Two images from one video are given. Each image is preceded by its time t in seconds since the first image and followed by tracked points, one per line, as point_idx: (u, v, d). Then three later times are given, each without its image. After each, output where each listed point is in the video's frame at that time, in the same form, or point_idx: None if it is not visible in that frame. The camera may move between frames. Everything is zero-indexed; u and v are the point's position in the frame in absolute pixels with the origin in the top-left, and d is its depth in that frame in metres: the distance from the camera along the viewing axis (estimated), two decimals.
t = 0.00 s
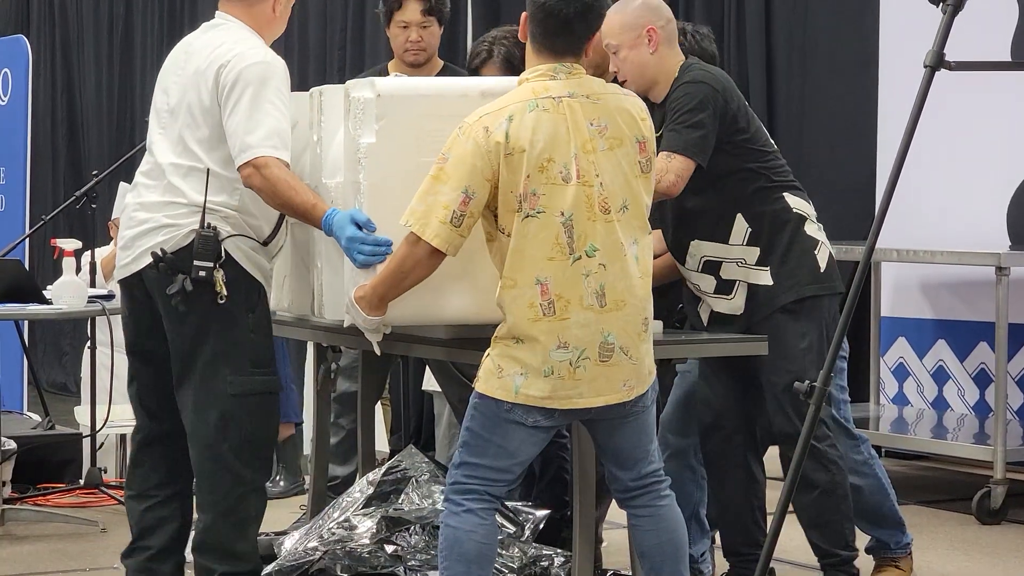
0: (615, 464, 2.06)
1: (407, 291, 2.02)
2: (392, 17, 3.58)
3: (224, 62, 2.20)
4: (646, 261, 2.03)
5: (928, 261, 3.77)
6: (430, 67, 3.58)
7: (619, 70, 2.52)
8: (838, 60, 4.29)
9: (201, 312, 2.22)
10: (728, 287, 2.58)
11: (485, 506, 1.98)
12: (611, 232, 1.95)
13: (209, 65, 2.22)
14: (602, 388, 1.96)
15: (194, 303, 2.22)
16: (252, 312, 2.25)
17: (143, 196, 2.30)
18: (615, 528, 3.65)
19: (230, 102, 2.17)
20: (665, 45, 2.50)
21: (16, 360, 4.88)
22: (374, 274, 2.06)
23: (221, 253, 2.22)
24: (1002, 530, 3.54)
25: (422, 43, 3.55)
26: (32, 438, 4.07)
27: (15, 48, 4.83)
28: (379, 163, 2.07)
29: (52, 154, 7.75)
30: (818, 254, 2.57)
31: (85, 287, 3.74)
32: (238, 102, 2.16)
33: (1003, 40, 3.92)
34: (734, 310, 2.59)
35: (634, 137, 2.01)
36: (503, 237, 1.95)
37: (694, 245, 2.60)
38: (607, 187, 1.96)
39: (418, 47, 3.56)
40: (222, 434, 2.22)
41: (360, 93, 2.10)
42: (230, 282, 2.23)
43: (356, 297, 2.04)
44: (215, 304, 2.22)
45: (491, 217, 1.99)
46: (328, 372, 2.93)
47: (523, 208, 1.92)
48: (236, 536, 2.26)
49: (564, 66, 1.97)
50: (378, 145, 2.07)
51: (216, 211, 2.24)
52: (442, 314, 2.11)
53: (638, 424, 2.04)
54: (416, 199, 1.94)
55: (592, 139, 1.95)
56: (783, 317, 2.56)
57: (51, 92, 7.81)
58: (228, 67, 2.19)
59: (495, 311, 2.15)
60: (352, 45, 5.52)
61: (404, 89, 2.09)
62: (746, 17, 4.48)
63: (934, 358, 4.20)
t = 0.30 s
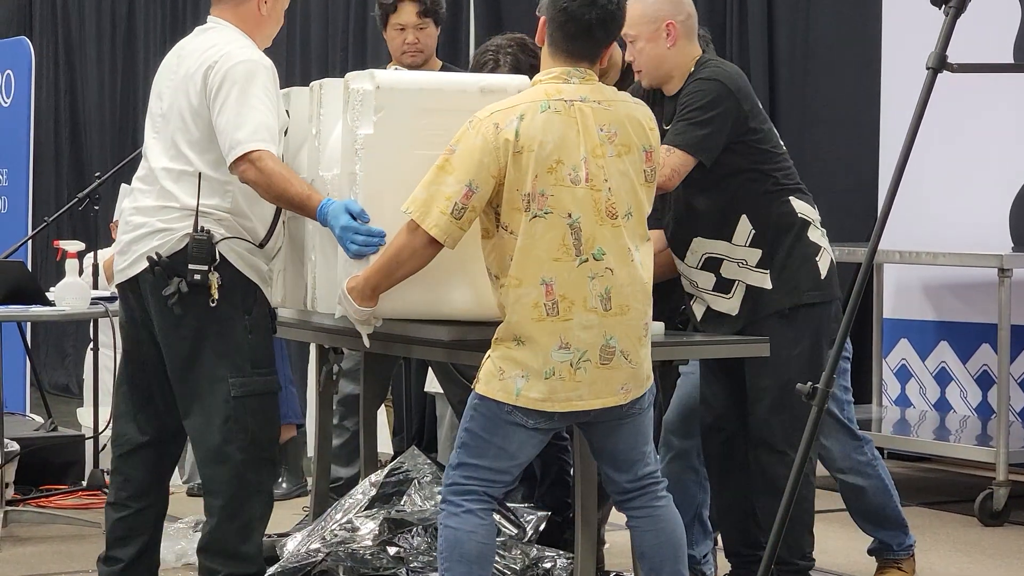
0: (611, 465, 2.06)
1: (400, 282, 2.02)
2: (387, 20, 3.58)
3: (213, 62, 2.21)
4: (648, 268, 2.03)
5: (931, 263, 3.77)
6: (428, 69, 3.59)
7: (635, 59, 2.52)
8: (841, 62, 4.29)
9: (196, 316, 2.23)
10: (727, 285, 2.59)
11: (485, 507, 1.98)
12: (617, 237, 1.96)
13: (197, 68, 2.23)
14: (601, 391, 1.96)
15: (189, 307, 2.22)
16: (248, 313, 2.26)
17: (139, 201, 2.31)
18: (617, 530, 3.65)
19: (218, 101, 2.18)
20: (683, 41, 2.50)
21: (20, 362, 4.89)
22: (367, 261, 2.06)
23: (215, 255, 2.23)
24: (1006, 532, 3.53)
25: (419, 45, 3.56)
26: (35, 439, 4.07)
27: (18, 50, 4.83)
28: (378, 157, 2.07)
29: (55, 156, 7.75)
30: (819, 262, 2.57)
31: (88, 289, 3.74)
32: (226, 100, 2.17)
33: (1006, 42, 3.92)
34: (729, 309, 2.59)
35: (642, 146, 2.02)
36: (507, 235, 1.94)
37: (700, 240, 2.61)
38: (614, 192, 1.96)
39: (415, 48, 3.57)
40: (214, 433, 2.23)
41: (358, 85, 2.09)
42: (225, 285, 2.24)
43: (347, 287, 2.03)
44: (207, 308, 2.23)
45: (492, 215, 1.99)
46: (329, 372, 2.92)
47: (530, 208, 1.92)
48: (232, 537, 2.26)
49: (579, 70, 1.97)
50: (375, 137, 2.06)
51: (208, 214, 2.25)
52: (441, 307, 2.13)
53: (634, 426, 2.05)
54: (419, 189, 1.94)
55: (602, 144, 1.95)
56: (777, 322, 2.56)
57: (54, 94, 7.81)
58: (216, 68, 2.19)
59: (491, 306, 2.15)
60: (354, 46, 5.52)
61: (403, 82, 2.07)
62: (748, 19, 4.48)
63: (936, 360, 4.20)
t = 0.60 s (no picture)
0: (613, 467, 2.07)
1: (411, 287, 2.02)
2: (381, 23, 3.59)
3: (214, 73, 2.21)
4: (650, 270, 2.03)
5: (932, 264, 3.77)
6: (422, 70, 3.59)
7: (636, 63, 2.52)
8: (843, 63, 4.29)
9: (188, 315, 2.23)
10: (732, 299, 2.60)
11: (488, 509, 1.98)
12: (620, 237, 1.96)
13: (198, 77, 2.23)
14: (600, 392, 1.96)
15: (181, 306, 2.23)
16: (241, 315, 2.26)
17: (135, 200, 2.31)
18: (618, 531, 3.65)
19: (220, 112, 2.18)
20: (685, 56, 2.50)
21: (22, 363, 4.89)
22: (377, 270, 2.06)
23: (208, 257, 2.23)
24: (1006, 533, 3.53)
25: (413, 47, 3.57)
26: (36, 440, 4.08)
27: (20, 52, 4.84)
28: (385, 163, 2.06)
29: (58, 158, 7.76)
30: (827, 268, 2.58)
31: (90, 290, 3.75)
32: (230, 110, 2.17)
33: (1007, 44, 3.92)
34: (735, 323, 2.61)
35: (648, 146, 2.01)
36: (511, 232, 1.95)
37: (704, 254, 2.61)
38: (618, 193, 1.96)
39: (409, 50, 3.57)
40: (209, 433, 2.23)
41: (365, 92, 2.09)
42: (217, 287, 2.24)
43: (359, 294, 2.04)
44: (199, 308, 2.23)
45: (499, 214, 1.98)
46: (328, 372, 2.92)
47: (533, 206, 1.92)
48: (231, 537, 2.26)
49: (585, 70, 1.98)
50: (384, 141, 2.06)
51: (203, 217, 2.26)
52: (448, 311, 2.11)
53: (636, 428, 2.05)
54: (427, 189, 1.95)
55: (607, 144, 1.95)
56: (782, 330, 2.57)
57: (57, 96, 7.81)
58: (216, 82, 2.19)
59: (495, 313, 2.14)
60: (356, 49, 5.52)
61: (409, 88, 2.06)
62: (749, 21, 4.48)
63: (938, 361, 4.20)
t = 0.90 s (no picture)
0: (618, 469, 2.07)
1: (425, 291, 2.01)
2: (378, 27, 3.58)
3: (227, 74, 2.21)
4: (658, 272, 2.02)
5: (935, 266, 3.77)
6: (420, 74, 3.59)
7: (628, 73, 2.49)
8: (846, 65, 4.29)
9: (200, 316, 2.23)
10: (741, 295, 2.58)
11: (496, 512, 1.98)
12: (627, 238, 1.96)
13: (211, 78, 2.24)
14: (605, 393, 1.96)
15: (193, 307, 2.23)
16: (252, 317, 2.27)
17: (146, 201, 2.31)
18: (621, 533, 3.65)
19: (235, 112, 2.18)
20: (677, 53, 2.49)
21: (25, 365, 4.89)
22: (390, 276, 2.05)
23: (221, 258, 2.23)
24: (1010, 535, 3.53)
25: (411, 52, 3.56)
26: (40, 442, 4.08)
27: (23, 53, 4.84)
28: (400, 167, 2.05)
29: (62, 159, 7.76)
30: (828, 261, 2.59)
31: (94, 292, 3.75)
32: (244, 111, 2.17)
33: (1010, 45, 3.92)
34: (744, 317, 2.58)
35: (658, 147, 2.01)
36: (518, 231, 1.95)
37: (711, 253, 2.60)
38: (625, 194, 1.96)
39: (407, 55, 3.57)
40: (216, 436, 2.23)
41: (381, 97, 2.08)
42: (229, 288, 2.24)
43: (372, 303, 2.02)
44: (212, 310, 2.24)
45: (508, 214, 1.99)
46: (332, 374, 2.92)
47: (541, 205, 1.92)
48: (237, 540, 2.26)
49: (596, 70, 1.98)
50: (399, 148, 2.05)
51: (216, 218, 2.26)
52: (457, 319, 2.09)
53: (641, 430, 2.04)
54: (438, 189, 1.95)
55: (616, 144, 1.95)
56: (801, 318, 2.57)
57: (61, 97, 7.82)
58: (230, 82, 2.20)
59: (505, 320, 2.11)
60: (359, 50, 5.52)
61: (425, 94, 2.07)
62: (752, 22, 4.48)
63: (942, 363, 4.20)
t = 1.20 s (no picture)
0: (622, 469, 2.07)
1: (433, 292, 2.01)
2: (372, 33, 3.56)
3: (230, 73, 2.21)
4: (665, 273, 2.02)
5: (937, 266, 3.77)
6: (416, 78, 3.58)
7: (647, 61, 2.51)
8: (848, 64, 4.29)
9: (208, 317, 2.23)
10: (738, 292, 2.60)
11: (506, 514, 1.98)
12: (633, 238, 1.96)
13: (214, 77, 2.23)
14: (608, 393, 1.96)
15: (201, 308, 2.23)
16: (259, 317, 2.27)
17: (153, 203, 2.32)
18: (623, 533, 3.65)
19: (238, 113, 2.18)
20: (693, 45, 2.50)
21: (27, 365, 4.90)
22: (397, 277, 2.05)
23: (228, 259, 2.23)
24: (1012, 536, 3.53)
25: (406, 57, 3.55)
26: (42, 442, 4.08)
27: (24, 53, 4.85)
28: (407, 168, 2.05)
29: (63, 160, 7.76)
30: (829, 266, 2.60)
31: (95, 292, 3.76)
32: (247, 112, 2.17)
33: (1012, 45, 3.92)
34: (741, 315, 2.59)
35: (666, 147, 2.01)
36: (524, 229, 1.95)
37: (711, 249, 2.62)
38: (632, 194, 1.96)
39: (401, 60, 3.55)
40: (220, 437, 2.23)
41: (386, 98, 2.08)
42: (237, 287, 2.25)
43: (380, 305, 2.03)
44: (220, 310, 2.23)
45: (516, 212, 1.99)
46: (333, 374, 2.92)
47: (547, 204, 1.92)
48: (240, 541, 2.26)
49: (605, 71, 1.98)
50: (406, 151, 2.05)
51: (223, 218, 2.26)
52: (463, 320, 2.09)
53: (645, 430, 2.05)
54: (445, 186, 1.95)
55: (623, 144, 1.95)
56: (801, 323, 2.57)
57: (63, 97, 7.82)
58: (232, 81, 2.20)
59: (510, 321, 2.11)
60: (361, 49, 5.52)
61: (431, 95, 2.06)
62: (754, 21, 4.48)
63: (944, 363, 4.20)
